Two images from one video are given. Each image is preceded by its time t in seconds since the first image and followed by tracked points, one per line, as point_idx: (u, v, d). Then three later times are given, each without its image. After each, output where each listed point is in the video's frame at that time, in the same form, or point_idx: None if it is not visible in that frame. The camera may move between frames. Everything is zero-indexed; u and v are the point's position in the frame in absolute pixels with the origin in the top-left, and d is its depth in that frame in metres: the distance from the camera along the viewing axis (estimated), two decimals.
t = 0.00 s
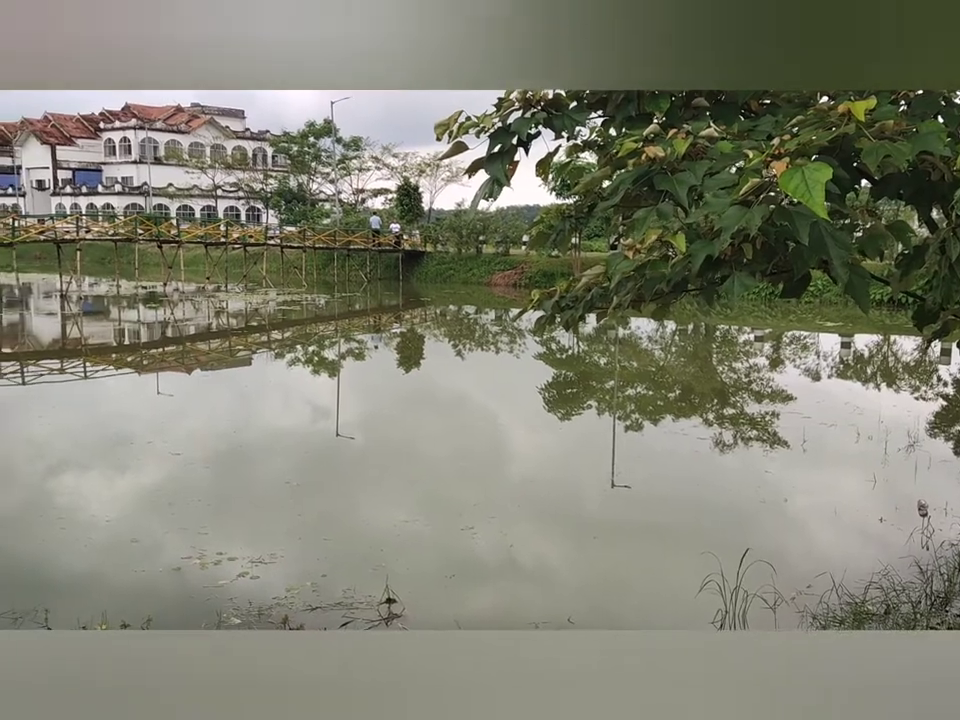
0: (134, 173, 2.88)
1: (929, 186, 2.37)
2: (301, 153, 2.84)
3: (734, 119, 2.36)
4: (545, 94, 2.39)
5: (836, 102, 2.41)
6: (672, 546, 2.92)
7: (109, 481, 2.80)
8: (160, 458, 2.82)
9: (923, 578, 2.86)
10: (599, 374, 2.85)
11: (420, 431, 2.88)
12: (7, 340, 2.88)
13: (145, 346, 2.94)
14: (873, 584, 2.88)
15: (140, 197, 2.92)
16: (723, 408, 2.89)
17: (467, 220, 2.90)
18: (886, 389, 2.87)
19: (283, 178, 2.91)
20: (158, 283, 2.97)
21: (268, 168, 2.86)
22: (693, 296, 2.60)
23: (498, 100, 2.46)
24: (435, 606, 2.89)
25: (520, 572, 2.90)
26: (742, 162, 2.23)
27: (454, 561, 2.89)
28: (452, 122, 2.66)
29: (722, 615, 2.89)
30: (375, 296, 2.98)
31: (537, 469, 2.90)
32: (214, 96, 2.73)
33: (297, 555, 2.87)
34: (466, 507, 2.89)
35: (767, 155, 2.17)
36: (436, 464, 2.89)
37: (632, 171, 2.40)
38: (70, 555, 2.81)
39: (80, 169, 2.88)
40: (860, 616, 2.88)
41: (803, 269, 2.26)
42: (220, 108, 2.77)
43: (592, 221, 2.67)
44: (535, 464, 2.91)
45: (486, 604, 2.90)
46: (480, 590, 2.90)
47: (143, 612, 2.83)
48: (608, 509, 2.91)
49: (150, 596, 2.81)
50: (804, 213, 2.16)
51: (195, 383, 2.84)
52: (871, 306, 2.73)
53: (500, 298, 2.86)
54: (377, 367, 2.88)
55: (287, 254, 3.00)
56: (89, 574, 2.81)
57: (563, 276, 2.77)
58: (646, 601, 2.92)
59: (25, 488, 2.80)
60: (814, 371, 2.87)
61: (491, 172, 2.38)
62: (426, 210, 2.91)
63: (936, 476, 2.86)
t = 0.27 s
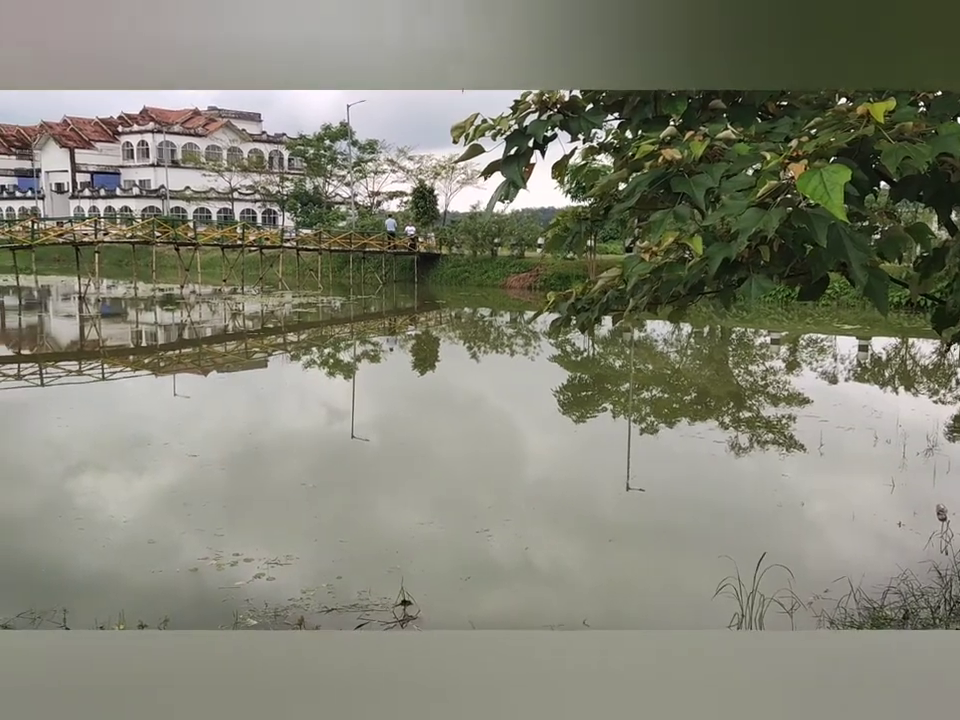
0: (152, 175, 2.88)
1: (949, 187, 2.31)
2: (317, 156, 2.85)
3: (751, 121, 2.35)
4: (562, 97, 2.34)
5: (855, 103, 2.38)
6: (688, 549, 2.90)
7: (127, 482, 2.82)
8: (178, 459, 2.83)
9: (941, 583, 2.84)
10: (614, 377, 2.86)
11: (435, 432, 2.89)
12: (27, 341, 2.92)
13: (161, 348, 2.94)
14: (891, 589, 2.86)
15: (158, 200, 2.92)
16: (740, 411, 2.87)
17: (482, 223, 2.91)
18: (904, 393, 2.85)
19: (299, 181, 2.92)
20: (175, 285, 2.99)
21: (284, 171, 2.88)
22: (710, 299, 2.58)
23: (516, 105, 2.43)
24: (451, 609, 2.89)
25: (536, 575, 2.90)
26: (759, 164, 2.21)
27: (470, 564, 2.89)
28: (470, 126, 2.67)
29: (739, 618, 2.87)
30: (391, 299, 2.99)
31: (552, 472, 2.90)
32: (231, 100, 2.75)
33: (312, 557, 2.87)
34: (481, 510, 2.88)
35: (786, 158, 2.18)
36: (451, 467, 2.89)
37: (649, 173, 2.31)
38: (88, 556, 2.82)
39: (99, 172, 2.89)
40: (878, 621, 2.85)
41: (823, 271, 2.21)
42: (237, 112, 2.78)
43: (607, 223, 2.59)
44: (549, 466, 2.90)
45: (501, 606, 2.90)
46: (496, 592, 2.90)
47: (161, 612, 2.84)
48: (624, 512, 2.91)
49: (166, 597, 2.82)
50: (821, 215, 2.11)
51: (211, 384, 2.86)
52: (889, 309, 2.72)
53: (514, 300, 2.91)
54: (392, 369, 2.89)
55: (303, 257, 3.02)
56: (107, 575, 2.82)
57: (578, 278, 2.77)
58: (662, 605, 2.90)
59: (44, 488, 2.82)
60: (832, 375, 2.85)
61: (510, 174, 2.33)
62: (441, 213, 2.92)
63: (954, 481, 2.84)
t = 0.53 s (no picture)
0: (172, 179, 2.90)
1: None
2: (335, 159, 2.85)
3: (771, 123, 2.27)
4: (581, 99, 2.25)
5: (876, 106, 2.31)
6: (706, 555, 2.89)
7: (147, 484, 2.84)
8: (197, 461, 2.85)
9: None
10: (631, 381, 2.83)
11: (451, 436, 2.89)
12: (49, 344, 3.02)
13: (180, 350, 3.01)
14: (913, 595, 2.81)
15: (178, 203, 2.93)
16: (758, 415, 2.86)
17: (499, 226, 2.91)
18: (925, 398, 2.83)
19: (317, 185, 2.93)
20: (194, 288, 3.06)
21: (303, 174, 2.89)
22: (727, 302, 2.56)
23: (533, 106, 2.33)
24: (469, 613, 2.87)
25: (554, 579, 2.89)
26: (779, 167, 2.17)
27: (486, 566, 2.89)
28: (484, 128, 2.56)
29: (758, 625, 2.84)
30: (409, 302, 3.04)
31: (568, 476, 2.90)
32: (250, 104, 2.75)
33: (330, 556, 2.90)
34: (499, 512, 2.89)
35: (805, 161, 2.12)
36: (468, 470, 2.90)
37: (667, 175, 2.24)
38: (108, 557, 2.84)
39: (120, 176, 2.90)
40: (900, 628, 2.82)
41: (843, 275, 2.19)
42: (255, 116, 2.79)
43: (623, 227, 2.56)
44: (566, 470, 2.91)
45: (518, 610, 2.88)
46: (514, 596, 2.89)
47: (179, 613, 2.84)
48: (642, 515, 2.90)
49: (185, 599, 2.83)
50: (842, 218, 2.08)
51: (231, 387, 2.89)
52: (911, 312, 2.66)
53: (531, 304, 2.90)
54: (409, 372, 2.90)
55: (321, 260, 3.03)
56: (126, 576, 2.84)
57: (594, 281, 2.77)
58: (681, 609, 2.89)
59: (64, 491, 2.84)
60: (851, 379, 2.84)
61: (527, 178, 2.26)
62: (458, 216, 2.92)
63: None
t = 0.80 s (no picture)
0: (192, 184, 2.92)
1: None
2: (353, 164, 2.84)
3: (792, 128, 2.24)
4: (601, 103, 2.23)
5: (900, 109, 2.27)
6: (726, 560, 2.87)
7: (168, 486, 2.85)
8: (216, 463, 2.86)
9: None
10: (649, 385, 2.83)
11: (469, 440, 2.89)
12: (70, 347, 3.04)
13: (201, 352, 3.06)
14: (934, 603, 2.77)
15: (198, 208, 2.96)
16: (777, 420, 2.85)
17: (517, 230, 2.93)
18: (947, 403, 2.80)
19: (335, 188, 2.92)
20: (215, 292, 3.13)
21: (321, 179, 2.88)
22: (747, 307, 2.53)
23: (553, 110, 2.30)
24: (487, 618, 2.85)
25: (572, 584, 2.88)
26: (800, 171, 2.12)
27: (504, 571, 2.89)
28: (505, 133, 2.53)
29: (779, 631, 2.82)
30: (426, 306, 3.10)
31: (586, 480, 2.90)
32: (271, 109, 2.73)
33: (347, 559, 2.91)
34: (517, 516, 2.90)
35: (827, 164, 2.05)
36: (485, 474, 2.89)
37: (686, 180, 2.22)
38: (129, 559, 2.86)
39: (141, 181, 2.93)
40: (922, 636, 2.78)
41: (866, 279, 2.18)
42: (275, 121, 2.78)
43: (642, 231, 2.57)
44: (584, 475, 2.90)
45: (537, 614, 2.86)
46: (531, 601, 2.88)
47: (199, 616, 2.85)
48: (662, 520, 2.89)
49: (204, 601, 2.84)
50: (865, 222, 2.00)
51: (249, 390, 2.88)
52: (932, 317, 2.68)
53: (549, 308, 2.92)
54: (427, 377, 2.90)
55: (340, 265, 3.09)
56: (146, 578, 2.85)
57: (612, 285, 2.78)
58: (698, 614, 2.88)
59: (86, 492, 2.86)
60: (872, 384, 2.81)
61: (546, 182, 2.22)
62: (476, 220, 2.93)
63: None
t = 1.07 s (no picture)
0: (212, 188, 2.93)
1: None
2: (372, 168, 2.86)
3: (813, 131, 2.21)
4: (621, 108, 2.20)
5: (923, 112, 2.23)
6: (745, 566, 2.85)
7: (187, 488, 2.87)
8: (236, 465, 2.87)
9: None
10: (668, 389, 2.82)
11: (486, 444, 2.89)
12: (93, 349, 3.12)
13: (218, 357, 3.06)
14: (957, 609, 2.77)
15: (218, 212, 2.98)
16: (796, 426, 2.82)
17: (535, 234, 2.93)
18: None
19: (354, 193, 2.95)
20: (233, 296, 3.15)
21: (340, 183, 2.90)
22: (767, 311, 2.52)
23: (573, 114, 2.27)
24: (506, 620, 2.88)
25: (590, 589, 2.87)
26: (821, 176, 2.11)
27: (522, 574, 2.89)
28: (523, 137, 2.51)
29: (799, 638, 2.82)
30: (443, 310, 3.10)
31: (604, 485, 2.89)
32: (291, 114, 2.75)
33: (365, 562, 2.90)
34: (535, 520, 2.89)
35: (849, 168, 2.02)
36: (503, 478, 2.89)
37: (707, 183, 2.18)
38: (149, 560, 2.88)
39: (162, 186, 2.95)
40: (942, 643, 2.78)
41: (887, 283, 2.15)
42: (294, 125, 2.78)
43: (661, 235, 2.57)
44: (602, 479, 2.90)
45: (554, 617, 2.87)
46: (549, 605, 2.88)
47: (219, 618, 2.87)
48: (681, 526, 2.87)
49: (223, 603, 2.85)
50: (888, 227, 1.99)
51: (268, 393, 2.90)
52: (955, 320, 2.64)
53: (568, 311, 2.91)
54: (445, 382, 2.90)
55: (358, 268, 3.11)
56: (165, 580, 2.87)
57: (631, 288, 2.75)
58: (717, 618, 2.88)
59: (106, 495, 2.87)
60: (894, 389, 2.79)
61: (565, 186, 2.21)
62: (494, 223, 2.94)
63: None
